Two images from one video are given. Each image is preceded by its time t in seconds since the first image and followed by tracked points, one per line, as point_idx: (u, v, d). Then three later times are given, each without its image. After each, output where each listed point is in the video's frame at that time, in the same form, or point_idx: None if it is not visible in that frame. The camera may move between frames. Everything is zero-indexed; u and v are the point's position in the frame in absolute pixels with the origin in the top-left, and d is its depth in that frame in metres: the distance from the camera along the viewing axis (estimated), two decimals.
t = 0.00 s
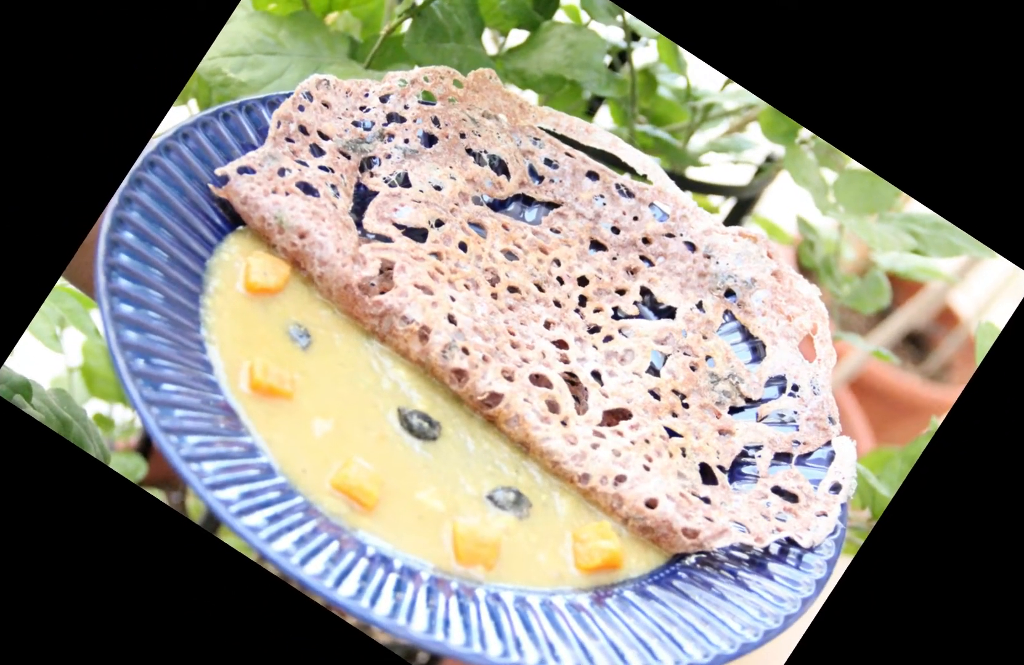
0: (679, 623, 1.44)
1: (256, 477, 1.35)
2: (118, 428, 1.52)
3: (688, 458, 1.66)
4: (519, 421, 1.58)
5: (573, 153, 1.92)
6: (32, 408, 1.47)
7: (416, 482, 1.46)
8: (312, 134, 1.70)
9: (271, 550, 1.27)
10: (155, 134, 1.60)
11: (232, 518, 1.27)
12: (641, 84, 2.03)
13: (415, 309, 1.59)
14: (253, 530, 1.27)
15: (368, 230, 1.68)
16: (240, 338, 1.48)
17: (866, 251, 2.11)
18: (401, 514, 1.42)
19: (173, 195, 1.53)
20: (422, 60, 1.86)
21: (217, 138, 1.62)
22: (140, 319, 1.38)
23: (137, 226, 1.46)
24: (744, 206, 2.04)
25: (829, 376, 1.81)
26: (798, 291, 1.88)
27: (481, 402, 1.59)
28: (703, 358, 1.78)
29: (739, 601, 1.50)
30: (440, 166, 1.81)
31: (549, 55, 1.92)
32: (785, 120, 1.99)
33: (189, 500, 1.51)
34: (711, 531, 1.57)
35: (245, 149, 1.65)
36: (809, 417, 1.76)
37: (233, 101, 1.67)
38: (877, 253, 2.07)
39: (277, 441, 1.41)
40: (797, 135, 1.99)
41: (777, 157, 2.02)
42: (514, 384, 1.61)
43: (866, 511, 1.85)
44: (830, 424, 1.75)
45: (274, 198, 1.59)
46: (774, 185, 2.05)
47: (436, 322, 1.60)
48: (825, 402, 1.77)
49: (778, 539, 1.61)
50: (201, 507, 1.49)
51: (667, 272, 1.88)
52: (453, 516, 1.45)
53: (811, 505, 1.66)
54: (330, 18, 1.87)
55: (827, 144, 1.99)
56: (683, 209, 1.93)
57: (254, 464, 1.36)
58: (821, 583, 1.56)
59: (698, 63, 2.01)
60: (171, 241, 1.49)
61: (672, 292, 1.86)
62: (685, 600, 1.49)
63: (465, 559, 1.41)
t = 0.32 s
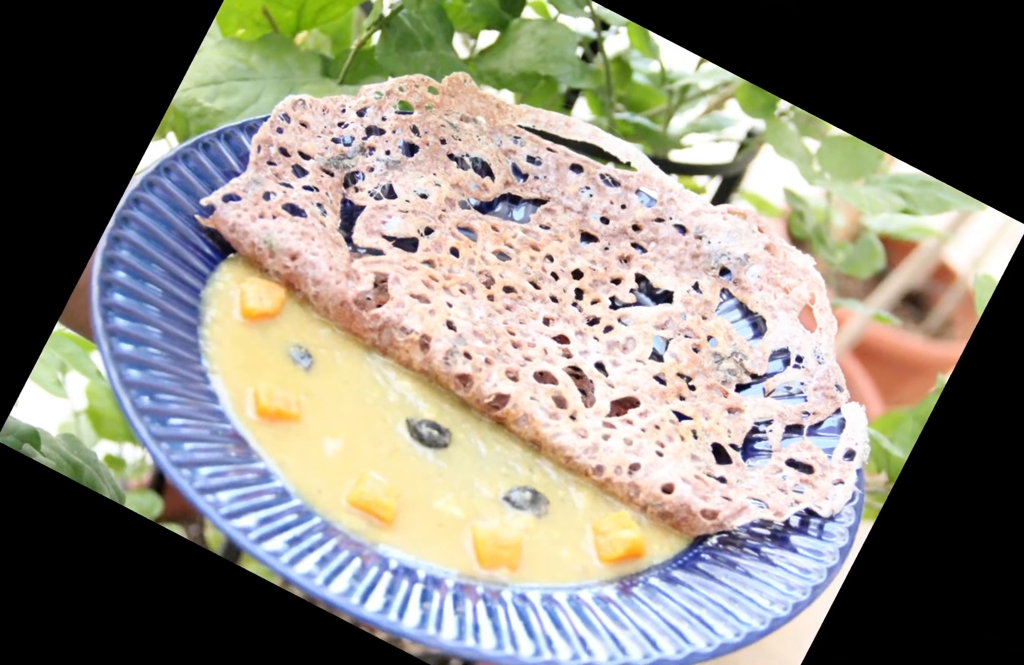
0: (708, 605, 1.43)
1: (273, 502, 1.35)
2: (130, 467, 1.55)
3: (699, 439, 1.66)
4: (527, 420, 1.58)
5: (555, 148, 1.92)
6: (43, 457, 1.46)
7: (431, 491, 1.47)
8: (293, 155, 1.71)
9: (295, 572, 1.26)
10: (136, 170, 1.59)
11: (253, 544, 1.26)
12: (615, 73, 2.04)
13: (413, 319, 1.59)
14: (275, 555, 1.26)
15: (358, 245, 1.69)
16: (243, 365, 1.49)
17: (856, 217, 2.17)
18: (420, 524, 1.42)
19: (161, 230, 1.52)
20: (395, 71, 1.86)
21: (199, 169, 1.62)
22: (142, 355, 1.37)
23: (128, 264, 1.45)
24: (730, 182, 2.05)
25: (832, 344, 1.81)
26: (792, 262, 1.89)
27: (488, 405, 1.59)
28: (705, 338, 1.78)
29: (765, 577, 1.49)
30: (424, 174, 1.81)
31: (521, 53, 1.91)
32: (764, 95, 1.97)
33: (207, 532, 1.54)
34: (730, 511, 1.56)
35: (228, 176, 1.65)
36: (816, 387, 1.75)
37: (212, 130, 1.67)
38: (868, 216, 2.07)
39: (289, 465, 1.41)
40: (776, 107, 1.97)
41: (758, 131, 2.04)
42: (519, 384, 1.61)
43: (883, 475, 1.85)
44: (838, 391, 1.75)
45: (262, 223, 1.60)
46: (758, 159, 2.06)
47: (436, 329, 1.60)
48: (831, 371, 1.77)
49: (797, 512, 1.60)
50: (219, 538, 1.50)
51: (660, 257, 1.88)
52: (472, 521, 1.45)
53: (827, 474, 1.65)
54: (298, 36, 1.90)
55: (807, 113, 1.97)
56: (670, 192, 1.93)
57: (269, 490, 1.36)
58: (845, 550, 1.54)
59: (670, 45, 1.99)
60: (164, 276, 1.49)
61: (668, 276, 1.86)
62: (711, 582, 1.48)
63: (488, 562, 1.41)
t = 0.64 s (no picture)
0: (735, 584, 1.43)
1: (291, 524, 1.35)
2: (144, 505, 1.57)
3: (709, 420, 1.65)
4: (536, 418, 1.58)
5: (536, 145, 1.92)
6: (58, 502, 1.47)
7: (448, 498, 1.47)
8: (276, 178, 1.71)
9: (321, 593, 1.25)
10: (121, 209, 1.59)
11: (276, 569, 1.26)
12: (589, 64, 2.05)
13: (412, 329, 1.59)
14: (298, 578, 1.26)
15: (350, 261, 1.68)
16: (247, 392, 1.49)
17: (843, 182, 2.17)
18: (439, 532, 1.42)
19: (153, 266, 1.52)
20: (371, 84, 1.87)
21: (184, 201, 1.62)
22: (146, 392, 1.37)
23: (124, 303, 1.45)
24: (714, 161, 2.07)
25: (831, 312, 1.82)
26: (784, 235, 1.89)
27: (496, 407, 1.59)
28: (704, 319, 1.78)
29: (789, 550, 1.49)
30: (409, 183, 1.81)
31: (493, 54, 1.92)
32: (736, 71, 1.98)
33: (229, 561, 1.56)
34: (747, 488, 1.56)
35: (214, 205, 1.65)
36: (820, 356, 1.75)
37: (193, 161, 1.67)
38: (856, 182, 2.11)
39: (303, 486, 1.41)
40: (752, 82, 1.98)
41: (737, 107, 2.05)
42: (524, 383, 1.61)
43: (895, 437, 1.85)
44: (842, 358, 1.75)
45: (252, 248, 1.60)
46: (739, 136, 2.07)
47: (437, 337, 1.60)
48: (833, 338, 1.77)
49: (814, 482, 1.60)
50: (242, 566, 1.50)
51: (652, 242, 1.88)
52: (491, 524, 1.45)
53: (839, 441, 1.65)
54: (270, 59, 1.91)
55: (783, 85, 1.98)
56: (655, 177, 1.94)
57: (286, 513, 1.36)
58: (865, 516, 1.54)
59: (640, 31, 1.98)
60: (161, 311, 1.49)
61: (661, 260, 1.86)
62: (735, 560, 1.48)
63: (511, 563, 1.41)
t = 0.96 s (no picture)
0: (759, 561, 1.42)
1: (312, 545, 1.34)
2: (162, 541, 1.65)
3: (717, 400, 1.65)
4: (545, 415, 1.58)
5: (517, 143, 1.92)
6: (78, 546, 1.43)
7: (465, 504, 1.47)
8: (262, 202, 1.71)
9: (349, 611, 1.25)
10: (111, 249, 1.59)
11: (301, 592, 1.25)
12: (561, 58, 2.06)
13: (413, 338, 1.59)
14: (325, 598, 1.25)
15: (343, 277, 1.68)
16: (256, 417, 1.49)
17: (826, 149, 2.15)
18: (460, 538, 1.42)
19: (148, 302, 1.52)
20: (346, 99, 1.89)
21: (173, 234, 1.62)
22: (154, 428, 1.37)
23: (123, 342, 1.45)
24: (695, 140, 2.07)
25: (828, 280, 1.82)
26: (772, 208, 1.90)
27: (503, 408, 1.59)
28: (702, 299, 1.78)
29: (810, 522, 1.48)
30: (394, 194, 1.81)
31: (465, 57, 1.91)
32: (710, 50, 1.97)
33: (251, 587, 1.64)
34: (762, 463, 1.55)
35: (202, 236, 1.65)
36: (821, 325, 1.75)
37: (177, 194, 1.67)
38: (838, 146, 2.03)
39: (321, 506, 1.41)
40: (726, 59, 1.98)
41: (713, 86, 2.07)
42: (530, 381, 1.61)
43: (904, 398, 1.85)
44: (843, 325, 1.75)
45: (245, 275, 1.59)
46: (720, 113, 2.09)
47: (438, 344, 1.60)
48: (832, 306, 1.77)
49: (828, 451, 1.59)
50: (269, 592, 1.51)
51: (642, 228, 1.88)
52: (511, 525, 1.45)
53: (849, 408, 1.65)
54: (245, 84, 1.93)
55: (756, 59, 2.00)
56: (639, 162, 1.94)
57: (305, 534, 1.36)
58: (882, 479, 1.53)
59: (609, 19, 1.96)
60: (161, 346, 1.49)
61: (653, 245, 1.86)
62: (758, 537, 1.47)
63: (535, 562, 1.41)
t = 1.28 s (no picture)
0: (781, 535, 1.42)
1: (334, 564, 1.34)
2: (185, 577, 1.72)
3: (723, 379, 1.65)
4: (553, 411, 1.58)
5: (498, 143, 1.93)
6: (102, 589, 1.43)
7: (482, 508, 1.47)
8: (251, 227, 1.71)
9: (377, 626, 1.24)
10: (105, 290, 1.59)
11: (328, 612, 1.25)
12: (534, 54, 2.06)
13: (414, 348, 1.59)
14: (352, 616, 1.25)
15: (339, 294, 1.68)
16: (265, 442, 1.49)
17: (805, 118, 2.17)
18: (481, 543, 1.42)
19: (147, 338, 1.52)
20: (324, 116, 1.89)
21: (165, 269, 1.62)
22: (166, 464, 1.37)
23: (126, 381, 1.45)
24: (675, 122, 2.07)
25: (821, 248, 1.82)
26: (758, 183, 1.90)
27: (511, 409, 1.59)
28: (698, 281, 1.78)
29: (827, 491, 1.48)
30: (381, 207, 1.81)
31: (437, 62, 1.91)
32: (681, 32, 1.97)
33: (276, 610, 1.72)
34: (774, 438, 1.55)
35: (194, 268, 1.65)
36: (819, 294, 1.75)
37: (165, 229, 1.67)
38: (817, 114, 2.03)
39: (339, 525, 1.41)
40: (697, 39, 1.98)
41: (687, 67, 2.08)
42: (535, 379, 1.61)
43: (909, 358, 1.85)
44: (841, 291, 1.75)
45: (240, 302, 1.59)
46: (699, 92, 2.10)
47: (440, 351, 1.60)
48: (828, 274, 1.77)
49: (838, 419, 1.59)
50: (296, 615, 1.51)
51: (631, 215, 1.88)
52: (530, 525, 1.45)
53: (855, 374, 1.64)
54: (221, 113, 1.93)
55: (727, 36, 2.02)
56: (621, 150, 1.94)
57: (326, 553, 1.36)
58: (895, 441, 1.53)
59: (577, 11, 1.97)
60: (164, 381, 1.49)
61: (643, 232, 1.86)
62: (777, 511, 1.47)
63: (558, 559, 1.41)
